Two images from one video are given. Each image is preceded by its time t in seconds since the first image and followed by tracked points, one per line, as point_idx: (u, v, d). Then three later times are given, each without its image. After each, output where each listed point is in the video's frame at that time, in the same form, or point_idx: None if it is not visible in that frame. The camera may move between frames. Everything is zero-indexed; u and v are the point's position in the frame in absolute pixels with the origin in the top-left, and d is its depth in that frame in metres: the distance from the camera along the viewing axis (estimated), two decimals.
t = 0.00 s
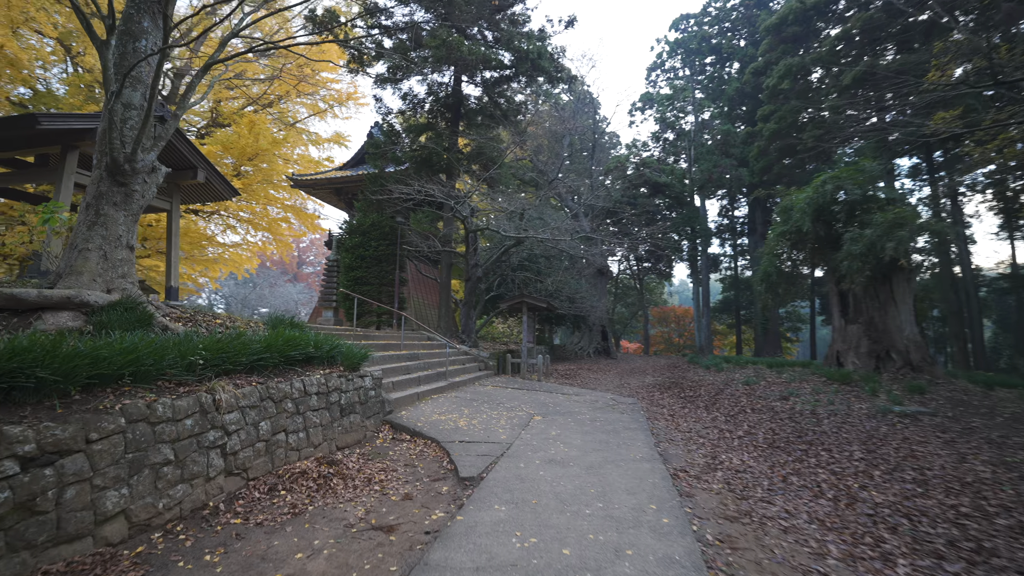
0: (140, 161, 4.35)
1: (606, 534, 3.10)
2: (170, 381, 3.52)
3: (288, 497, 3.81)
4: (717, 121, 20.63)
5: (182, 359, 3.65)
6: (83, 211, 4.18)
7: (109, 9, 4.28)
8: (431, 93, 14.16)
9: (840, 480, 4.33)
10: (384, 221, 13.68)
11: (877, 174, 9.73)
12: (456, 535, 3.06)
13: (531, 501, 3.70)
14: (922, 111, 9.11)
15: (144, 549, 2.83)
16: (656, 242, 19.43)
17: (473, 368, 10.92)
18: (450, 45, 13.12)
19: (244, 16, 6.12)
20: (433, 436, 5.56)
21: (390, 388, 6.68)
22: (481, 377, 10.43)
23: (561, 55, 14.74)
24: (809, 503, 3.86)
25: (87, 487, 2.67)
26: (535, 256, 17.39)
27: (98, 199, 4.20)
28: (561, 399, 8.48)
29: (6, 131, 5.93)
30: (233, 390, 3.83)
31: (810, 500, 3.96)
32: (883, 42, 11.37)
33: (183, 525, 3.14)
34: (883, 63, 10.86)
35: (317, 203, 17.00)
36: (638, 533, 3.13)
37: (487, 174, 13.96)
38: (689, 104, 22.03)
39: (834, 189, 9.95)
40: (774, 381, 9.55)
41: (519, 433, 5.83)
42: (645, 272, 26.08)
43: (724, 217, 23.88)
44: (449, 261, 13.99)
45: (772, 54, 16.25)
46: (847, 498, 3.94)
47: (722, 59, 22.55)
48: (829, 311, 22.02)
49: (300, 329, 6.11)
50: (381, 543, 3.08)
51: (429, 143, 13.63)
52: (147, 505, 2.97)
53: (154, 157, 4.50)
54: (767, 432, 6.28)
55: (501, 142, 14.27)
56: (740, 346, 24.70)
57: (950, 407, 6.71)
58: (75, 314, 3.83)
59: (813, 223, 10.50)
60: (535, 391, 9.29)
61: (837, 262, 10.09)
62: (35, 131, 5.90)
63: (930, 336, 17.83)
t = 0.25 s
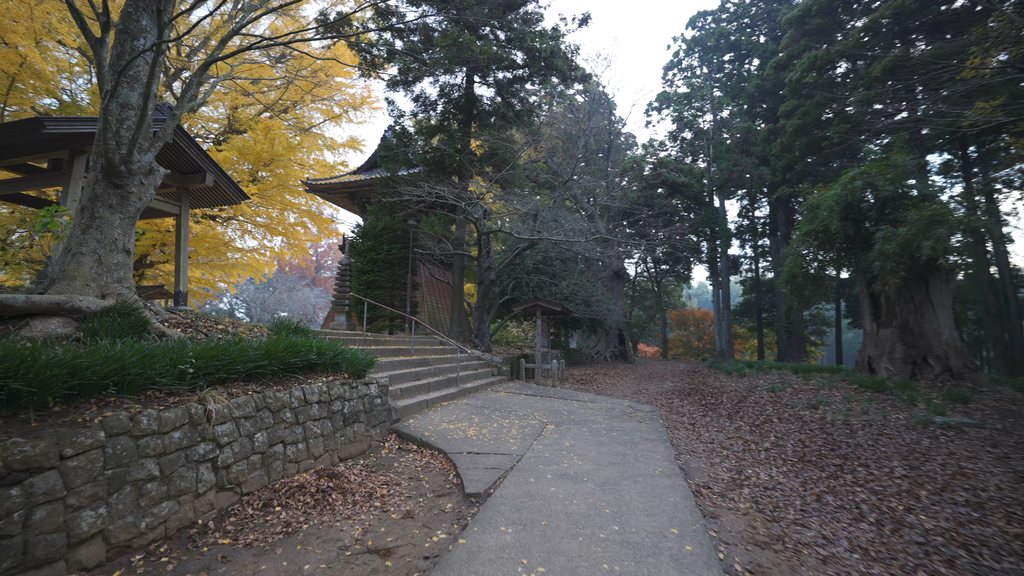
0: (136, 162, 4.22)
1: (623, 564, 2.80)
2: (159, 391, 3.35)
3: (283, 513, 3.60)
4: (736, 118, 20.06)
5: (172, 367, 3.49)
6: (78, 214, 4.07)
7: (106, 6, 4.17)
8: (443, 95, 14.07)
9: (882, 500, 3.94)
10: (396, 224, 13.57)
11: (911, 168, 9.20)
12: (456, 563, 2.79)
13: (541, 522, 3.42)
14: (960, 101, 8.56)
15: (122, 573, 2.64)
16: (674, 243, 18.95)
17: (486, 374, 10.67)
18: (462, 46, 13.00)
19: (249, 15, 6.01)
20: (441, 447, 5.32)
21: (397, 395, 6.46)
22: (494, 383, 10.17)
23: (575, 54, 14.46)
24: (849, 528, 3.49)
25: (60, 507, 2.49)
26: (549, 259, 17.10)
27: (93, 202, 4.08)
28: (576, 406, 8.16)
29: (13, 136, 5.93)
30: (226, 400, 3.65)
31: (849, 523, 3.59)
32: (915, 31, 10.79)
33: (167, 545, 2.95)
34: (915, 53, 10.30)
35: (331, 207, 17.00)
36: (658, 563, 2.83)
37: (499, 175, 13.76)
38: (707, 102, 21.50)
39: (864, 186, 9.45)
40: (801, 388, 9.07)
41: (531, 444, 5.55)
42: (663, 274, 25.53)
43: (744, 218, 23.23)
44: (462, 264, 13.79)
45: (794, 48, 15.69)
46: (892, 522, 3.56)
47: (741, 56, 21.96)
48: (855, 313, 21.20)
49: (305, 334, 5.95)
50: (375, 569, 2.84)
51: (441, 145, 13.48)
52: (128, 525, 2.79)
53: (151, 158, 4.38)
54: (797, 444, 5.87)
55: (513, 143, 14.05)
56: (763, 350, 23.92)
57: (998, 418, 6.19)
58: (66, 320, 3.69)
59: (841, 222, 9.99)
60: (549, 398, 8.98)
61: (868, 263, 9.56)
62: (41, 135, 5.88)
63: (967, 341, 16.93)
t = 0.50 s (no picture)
0: (125, 156, 4.07)
1: None
2: (141, 394, 3.17)
3: (271, 524, 3.39)
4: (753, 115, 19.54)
5: (156, 368, 3.31)
6: (66, 210, 3.93)
7: None
8: (453, 94, 13.92)
9: (923, 517, 3.58)
10: (405, 224, 13.43)
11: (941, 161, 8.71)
12: None
13: (545, 537, 3.16)
14: (995, 89, 8.06)
15: None
16: (688, 243, 18.51)
17: (495, 376, 10.41)
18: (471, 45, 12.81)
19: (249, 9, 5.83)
20: (444, 453, 5.08)
21: (400, 398, 6.25)
22: (502, 385, 9.91)
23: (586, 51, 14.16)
24: (886, 548, 3.16)
25: (21, 520, 2.31)
26: (560, 259, 16.80)
27: (81, 197, 3.94)
28: (587, 410, 7.87)
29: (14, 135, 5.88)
30: (213, 403, 3.46)
31: (887, 543, 3.25)
32: (944, 17, 10.27)
33: (143, 560, 2.76)
34: (944, 40, 9.80)
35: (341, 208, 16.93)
36: None
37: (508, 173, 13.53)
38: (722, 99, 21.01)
39: (891, 180, 8.99)
40: (824, 391, 8.65)
41: (539, 451, 5.28)
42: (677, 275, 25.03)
43: (761, 217, 22.67)
44: (471, 265, 13.59)
45: (813, 41, 15.19)
46: (935, 543, 3.21)
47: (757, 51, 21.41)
48: (878, 314, 20.48)
49: (306, 335, 5.77)
50: None
51: (450, 145, 13.30)
52: (99, 538, 2.60)
53: (142, 152, 4.22)
54: (823, 452, 5.50)
55: (523, 142, 13.81)
56: (781, 352, 23.27)
57: None
58: (49, 320, 3.55)
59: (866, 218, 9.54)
60: (559, 401, 8.70)
61: (895, 260, 9.09)
62: (41, 133, 5.82)
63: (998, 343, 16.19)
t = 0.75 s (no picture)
0: (122, 160, 3.96)
1: None
2: (126, 408, 3.01)
3: (262, 547, 3.19)
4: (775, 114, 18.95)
5: (142, 380, 3.16)
6: (61, 216, 3.84)
7: None
8: (466, 98, 13.81)
9: (983, 550, 3.18)
10: (419, 229, 13.33)
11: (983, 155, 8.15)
12: None
13: (555, 568, 2.87)
14: None
15: None
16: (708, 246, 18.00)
17: (509, 384, 10.14)
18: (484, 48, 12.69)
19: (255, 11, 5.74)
20: (451, 467, 4.83)
21: (408, 409, 6.02)
22: (516, 394, 9.63)
23: (601, 52, 13.90)
24: None
25: None
26: (576, 263, 16.48)
27: (76, 203, 3.85)
28: (603, 421, 7.53)
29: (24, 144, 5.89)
30: (202, 417, 3.28)
31: None
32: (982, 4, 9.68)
33: None
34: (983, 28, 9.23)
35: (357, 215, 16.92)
36: None
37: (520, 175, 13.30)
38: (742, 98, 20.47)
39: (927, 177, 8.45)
40: (857, 401, 8.14)
41: (551, 466, 4.99)
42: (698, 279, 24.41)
43: (784, 219, 21.93)
44: (484, 270, 13.37)
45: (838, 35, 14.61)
46: None
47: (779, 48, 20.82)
48: (911, 319, 19.56)
49: (310, 344, 5.61)
50: None
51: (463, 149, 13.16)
52: (71, 565, 2.42)
53: (139, 156, 4.11)
54: (860, 469, 5.07)
55: (537, 144, 13.59)
56: (807, 358, 22.43)
57: None
58: (38, 329, 3.43)
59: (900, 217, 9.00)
60: (575, 410, 8.38)
61: (933, 262, 8.53)
62: (50, 141, 5.83)
63: None
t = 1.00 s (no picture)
0: (124, 155, 3.88)
1: None
2: (118, 410, 2.88)
3: (259, 558, 3.02)
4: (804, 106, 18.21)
5: (136, 381, 3.03)
6: (64, 213, 3.78)
7: None
8: (482, 97, 13.67)
9: None
10: (436, 230, 13.23)
11: None
12: None
13: None
14: None
15: None
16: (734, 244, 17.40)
17: (527, 387, 9.87)
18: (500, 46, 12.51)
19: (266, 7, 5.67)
20: (462, 474, 4.60)
21: (420, 412, 5.82)
22: (534, 397, 9.34)
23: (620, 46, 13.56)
24: None
25: None
26: (596, 263, 16.12)
27: (79, 200, 3.79)
28: (624, 425, 7.21)
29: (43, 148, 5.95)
30: (198, 419, 3.14)
31: None
32: None
33: None
34: None
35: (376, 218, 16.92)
36: None
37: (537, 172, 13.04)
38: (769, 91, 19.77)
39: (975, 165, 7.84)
40: (899, 407, 7.59)
41: (569, 473, 4.71)
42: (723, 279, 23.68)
43: (814, 216, 21.03)
44: (502, 270, 13.15)
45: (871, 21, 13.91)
46: None
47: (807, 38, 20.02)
48: (953, 319, 18.52)
49: (319, 345, 5.48)
50: None
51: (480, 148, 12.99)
52: None
53: (142, 152, 4.03)
54: (908, 482, 4.64)
55: (554, 142, 13.32)
56: (840, 361, 21.48)
57: None
58: (37, 328, 3.35)
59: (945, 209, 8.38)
60: (594, 414, 8.06)
61: (983, 257, 7.91)
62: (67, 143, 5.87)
63: None
